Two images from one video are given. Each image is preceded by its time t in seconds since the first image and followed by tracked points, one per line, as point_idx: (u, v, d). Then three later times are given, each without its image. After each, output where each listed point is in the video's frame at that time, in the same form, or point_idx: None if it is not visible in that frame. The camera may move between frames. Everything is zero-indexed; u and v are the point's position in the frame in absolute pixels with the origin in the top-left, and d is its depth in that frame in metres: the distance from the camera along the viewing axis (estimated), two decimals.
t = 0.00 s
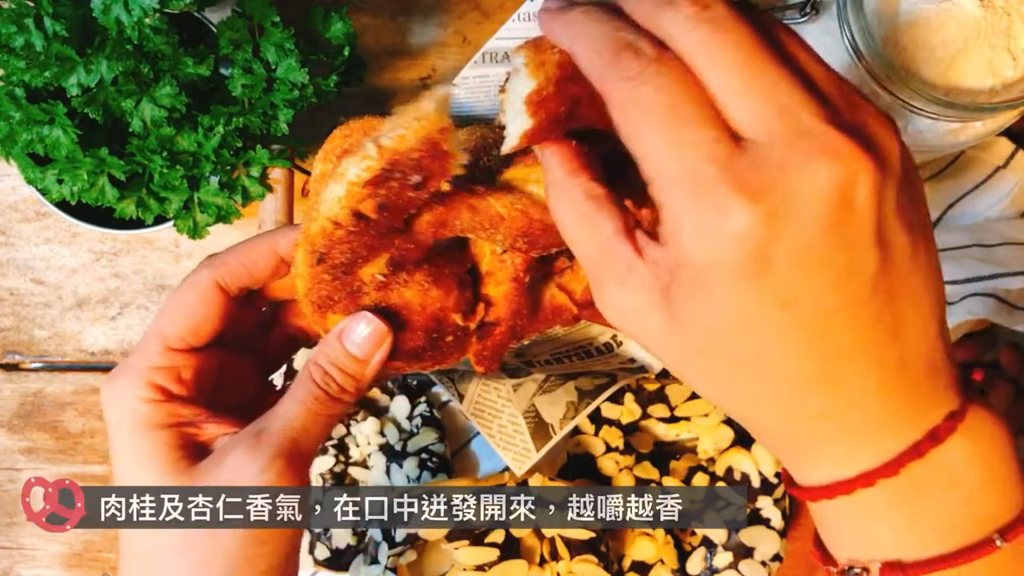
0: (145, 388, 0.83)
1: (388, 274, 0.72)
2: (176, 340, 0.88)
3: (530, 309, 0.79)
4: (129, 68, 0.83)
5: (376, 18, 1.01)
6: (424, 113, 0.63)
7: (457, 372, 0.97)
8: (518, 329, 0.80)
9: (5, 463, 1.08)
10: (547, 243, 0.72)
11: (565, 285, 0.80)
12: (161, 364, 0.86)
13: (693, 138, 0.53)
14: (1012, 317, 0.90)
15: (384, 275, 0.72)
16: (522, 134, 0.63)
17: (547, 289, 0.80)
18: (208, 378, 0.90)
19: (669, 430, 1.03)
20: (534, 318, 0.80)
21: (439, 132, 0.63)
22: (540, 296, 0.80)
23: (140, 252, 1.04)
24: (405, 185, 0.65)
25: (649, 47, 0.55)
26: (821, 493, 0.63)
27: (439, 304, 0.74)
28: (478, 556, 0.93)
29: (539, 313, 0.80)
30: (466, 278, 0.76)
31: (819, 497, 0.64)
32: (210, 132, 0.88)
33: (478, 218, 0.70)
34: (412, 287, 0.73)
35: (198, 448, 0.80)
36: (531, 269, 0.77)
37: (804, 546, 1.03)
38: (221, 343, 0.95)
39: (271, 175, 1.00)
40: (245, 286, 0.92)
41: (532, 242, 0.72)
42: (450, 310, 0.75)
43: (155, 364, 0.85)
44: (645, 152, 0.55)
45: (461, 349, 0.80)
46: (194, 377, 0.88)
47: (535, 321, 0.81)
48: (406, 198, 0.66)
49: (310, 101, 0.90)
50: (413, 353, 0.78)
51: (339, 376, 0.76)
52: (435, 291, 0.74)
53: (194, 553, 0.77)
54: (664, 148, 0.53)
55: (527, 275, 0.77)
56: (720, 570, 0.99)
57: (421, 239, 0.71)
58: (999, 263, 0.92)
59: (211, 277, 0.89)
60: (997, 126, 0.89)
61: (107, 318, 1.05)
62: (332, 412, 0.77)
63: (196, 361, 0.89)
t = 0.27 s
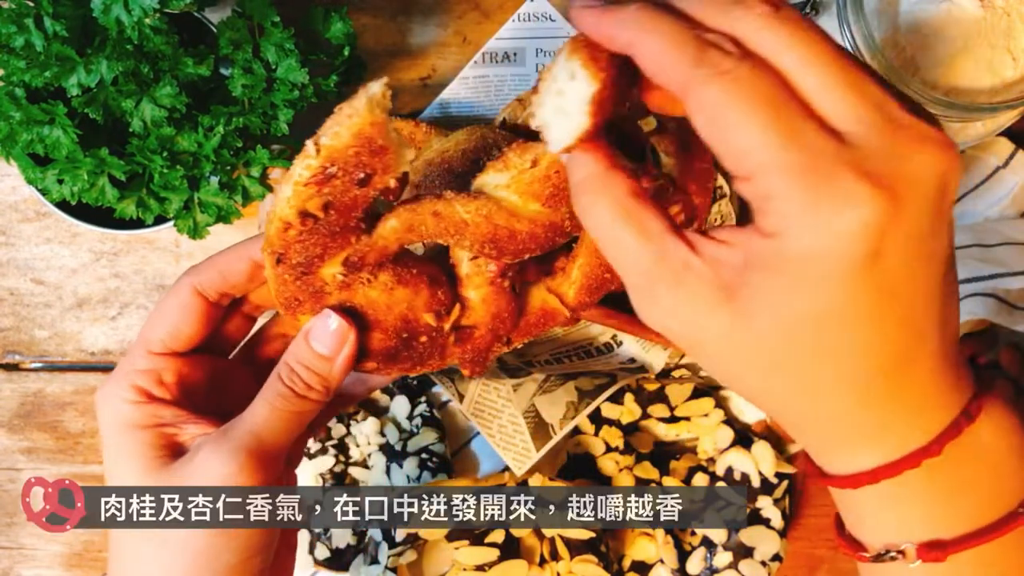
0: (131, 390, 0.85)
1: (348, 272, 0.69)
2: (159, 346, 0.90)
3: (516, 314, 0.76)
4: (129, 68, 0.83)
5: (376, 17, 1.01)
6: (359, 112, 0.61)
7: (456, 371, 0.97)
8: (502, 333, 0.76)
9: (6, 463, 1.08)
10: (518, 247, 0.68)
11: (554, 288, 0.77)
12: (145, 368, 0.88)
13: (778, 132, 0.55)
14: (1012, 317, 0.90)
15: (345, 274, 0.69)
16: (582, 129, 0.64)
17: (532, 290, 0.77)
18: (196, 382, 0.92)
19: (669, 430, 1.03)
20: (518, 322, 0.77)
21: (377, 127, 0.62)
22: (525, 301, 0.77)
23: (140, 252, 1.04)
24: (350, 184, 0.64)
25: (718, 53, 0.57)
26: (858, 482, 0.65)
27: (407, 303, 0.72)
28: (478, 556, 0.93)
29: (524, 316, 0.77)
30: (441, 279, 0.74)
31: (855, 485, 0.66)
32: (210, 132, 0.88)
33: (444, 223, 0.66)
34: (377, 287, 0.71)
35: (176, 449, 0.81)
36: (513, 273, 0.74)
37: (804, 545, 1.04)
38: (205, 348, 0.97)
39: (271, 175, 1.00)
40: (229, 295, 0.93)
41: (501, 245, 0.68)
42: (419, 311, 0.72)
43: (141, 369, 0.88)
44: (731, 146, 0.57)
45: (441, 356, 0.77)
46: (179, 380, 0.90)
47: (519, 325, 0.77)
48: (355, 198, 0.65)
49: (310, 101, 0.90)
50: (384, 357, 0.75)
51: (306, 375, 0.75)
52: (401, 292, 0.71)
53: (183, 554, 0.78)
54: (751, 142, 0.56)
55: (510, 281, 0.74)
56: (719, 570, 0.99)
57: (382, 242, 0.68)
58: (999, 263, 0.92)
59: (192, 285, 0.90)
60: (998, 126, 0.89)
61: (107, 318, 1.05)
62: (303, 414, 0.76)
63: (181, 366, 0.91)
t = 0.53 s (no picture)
0: (133, 384, 0.87)
1: (331, 266, 0.69)
2: (162, 340, 0.91)
3: (516, 313, 0.74)
4: (129, 68, 0.83)
5: (376, 18, 1.01)
6: (321, 104, 0.60)
7: (456, 371, 0.97)
8: (499, 335, 0.75)
9: (5, 463, 1.08)
10: (503, 250, 0.67)
11: (559, 289, 0.75)
12: (147, 363, 0.89)
13: (890, 119, 0.51)
14: (1012, 317, 0.92)
15: (329, 268, 0.69)
16: (666, 107, 0.58)
17: (534, 289, 0.75)
18: (199, 379, 0.92)
19: (669, 430, 1.03)
20: (518, 321, 0.76)
21: (342, 121, 0.61)
22: (524, 301, 0.75)
23: (140, 252, 1.04)
24: (321, 178, 0.63)
25: (820, 28, 0.53)
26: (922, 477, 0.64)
27: (393, 299, 0.71)
28: (479, 556, 0.93)
29: (524, 315, 0.76)
30: (434, 277, 0.72)
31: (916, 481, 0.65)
32: (210, 133, 0.88)
33: (427, 224, 0.65)
34: (362, 281, 0.70)
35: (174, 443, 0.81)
36: (509, 273, 0.73)
37: (804, 546, 1.04)
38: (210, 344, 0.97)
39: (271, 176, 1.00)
40: (230, 291, 0.92)
41: (486, 245, 0.66)
42: (407, 308, 0.72)
43: (143, 363, 0.88)
44: (832, 125, 0.52)
45: (436, 355, 0.77)
46: (181, 375, 0.90)
47: (519, 323, 0.76)
48: (330, 193, 0.64)
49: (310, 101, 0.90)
50: (376, 351, 0.75)
51: (293, 366, 0.75)
52: (388, 286, 0.71)
53: (180, 546, 0.79)
54: (853, 127, 0.51)
55: (519, 287, 0.75)
56: (719, 570, 0.99)
57: (365, 240, 0.67)
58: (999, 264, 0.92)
59: (194, 283, 0.91)
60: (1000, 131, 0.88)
61: (107, 318, 1.05)
62: (291, 408, 0.76)
63: (184, 360, 0.91)
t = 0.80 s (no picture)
0: (149, 378, 0.88)
1: (327, 264, 0.69)
2: (176, 337, 0.92)
3: (519, 313, 0.74)
4: (129, 68, 0.83)
5: (376, 18, 1.01)
6: (304, 104, 0.61)
7: (456, 371, 0.97)
8: (502, 337, 0.74)
9: (5, 463, 1.08)
10: (492, 253, 0.66)
11: (566, 290, 0.74)
12: (162, 358, 0.90)
13: (935, 98, 0.55)
14: (1013, 317, 0.92)
15: (325, 266, 0.69)
16: (714, 81, 0.60)
17: (540, 290, 0.75)
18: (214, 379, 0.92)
19: (669, 430, 1.03)
20: (523, 320, 0.75)
21: (323, 120, 0.62)
22: (529, 302, 0.75)
23: (140, 252, 1.04)
24: (308, 177, 0.63)
25: (864, 11, 0.57)
26: (944, 473, 0.67)
27: (389, 297, 0.71)
28: (478, 556, 0.93)
29: (529, 315, 0.76)
30: (435, 274, 0.71)
31: (940, 475, 0.67)
32: (210, 133, 0.88)
33: (417, 226, 0.65)
34: (359, 279, 0.70)
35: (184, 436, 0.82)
36: (508, 273, 0.72)
37: (804, 546, 1.04)
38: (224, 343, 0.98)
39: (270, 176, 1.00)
40: (242, 290, 0.92)
41: (479, 248, 0.66)
42: (403, 307, 0.71)
43: (159, 358, 0.90)
44: (880, 106, 0.56)
45: (439, 354, 0.76)
46: (196, 371, 0.91)
47: (524, 323, 0.75)
48: (320, 194, 0.64)
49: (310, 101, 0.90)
50: (376, 350, 0.75)
51: (293, 362, 0.74)
52: (384, 284, 0.70)
53: (183, 543, 0.80)
54: (901, 107, 0.55)
55: (524, 288, 0.74)
56: (719, 570, 0.99)
57: (360, 239, 0.67)
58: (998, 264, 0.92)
59: (206, 282, 0.91)
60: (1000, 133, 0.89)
61: (107, 318, 1.05)
62: (291, 402, 0.76)
63: (201, 355, 0.92)
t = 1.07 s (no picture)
0: (155, 378, 0.90)
1: (316, 263, 0.69)
2: (182, 338, 0.93)
3: (513, 312, 0.73)
4: (129, 68, 0.83)
5: (376, 18, 1.01)
6: (282, 106, 0.64)
7: (456, 371, 0.97)
8: (496, 337, 0.73)
9: (6, 463, 1.08)
10: (475, 254, 0.66)
11: (561, 291, 0.73)
12: (169, 358, 0.91)
13: (947, 80, 0.56)
14: (1012, 317, 0.92)
15: (315, 266, 0.70)
16: (731, 58, 0.58)
17: (534, 289, 0.74)
18: (221, 382, 0.93)
19: (669, 430, 1.03)
20: (517, 320, 0.74)
21: (298, 121, 0.63)
22: (522, 302, 0.74)
23: (140, 252, 1.04)
24: (290, 178, 0.65)
25: None
26: (951, 461, 0.68)
27: (378, 296, 0.71)
28: (478, 556, 0.94)
29: (523, 316, 0.74)
30: (425, 274, 0.71)
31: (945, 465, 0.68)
32: (210, 133, 0.88)
33: (401, 225, 0.65)
34: (348, 278, 0.70)
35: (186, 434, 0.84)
36: (498, 272, 0.71)
37: (804, 546, 1.04)
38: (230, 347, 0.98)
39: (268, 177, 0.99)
40: (245, 291, 0.91)
41: (465, 249, 0.66)
42: (391, 306, 0.71)
43: (165, 358, 0.91)
44: (893, 88, 0.56)
45: (433, 354, 0.75)
46: (201, 372, 0.92)
47: (518, 322, 0.74)
48: (303, 195, 0.66)
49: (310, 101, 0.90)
50: (369, 349, 0.75)
51: (286, 360, 0.74)
52: (373, 284, 0.70)
53: (183, 543, 0.80)
54: (914, 87, 0.56)
55: (519, 288, 0.73)
56: (719, 570, 0.99)
57: (349, 238, 0.67)
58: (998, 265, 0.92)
59: (210, 285, 0.91)
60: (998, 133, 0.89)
61: (107, 318, 1.05)
62: (287, 401, 0.76)
63: (207, 357, 0.93)
